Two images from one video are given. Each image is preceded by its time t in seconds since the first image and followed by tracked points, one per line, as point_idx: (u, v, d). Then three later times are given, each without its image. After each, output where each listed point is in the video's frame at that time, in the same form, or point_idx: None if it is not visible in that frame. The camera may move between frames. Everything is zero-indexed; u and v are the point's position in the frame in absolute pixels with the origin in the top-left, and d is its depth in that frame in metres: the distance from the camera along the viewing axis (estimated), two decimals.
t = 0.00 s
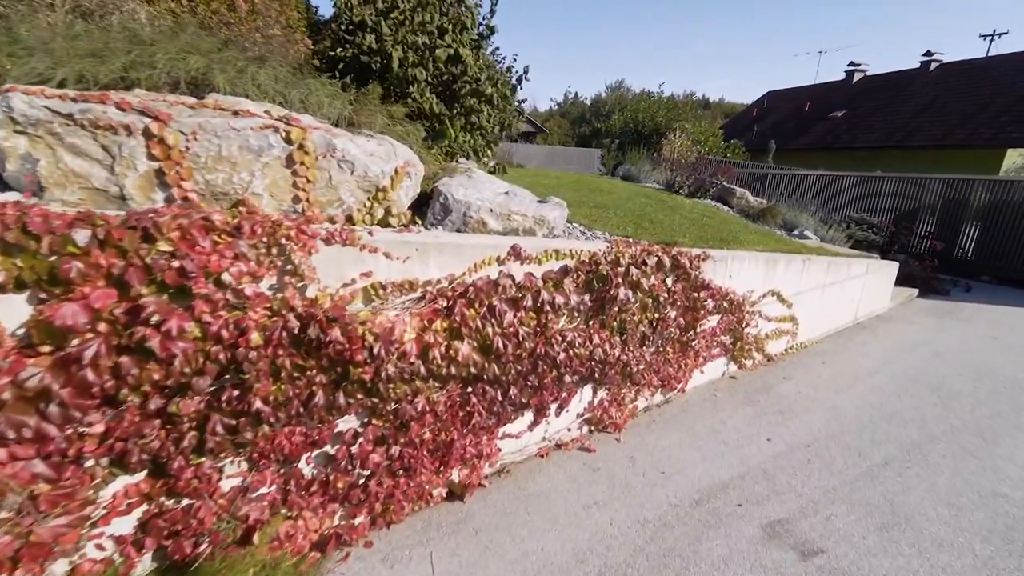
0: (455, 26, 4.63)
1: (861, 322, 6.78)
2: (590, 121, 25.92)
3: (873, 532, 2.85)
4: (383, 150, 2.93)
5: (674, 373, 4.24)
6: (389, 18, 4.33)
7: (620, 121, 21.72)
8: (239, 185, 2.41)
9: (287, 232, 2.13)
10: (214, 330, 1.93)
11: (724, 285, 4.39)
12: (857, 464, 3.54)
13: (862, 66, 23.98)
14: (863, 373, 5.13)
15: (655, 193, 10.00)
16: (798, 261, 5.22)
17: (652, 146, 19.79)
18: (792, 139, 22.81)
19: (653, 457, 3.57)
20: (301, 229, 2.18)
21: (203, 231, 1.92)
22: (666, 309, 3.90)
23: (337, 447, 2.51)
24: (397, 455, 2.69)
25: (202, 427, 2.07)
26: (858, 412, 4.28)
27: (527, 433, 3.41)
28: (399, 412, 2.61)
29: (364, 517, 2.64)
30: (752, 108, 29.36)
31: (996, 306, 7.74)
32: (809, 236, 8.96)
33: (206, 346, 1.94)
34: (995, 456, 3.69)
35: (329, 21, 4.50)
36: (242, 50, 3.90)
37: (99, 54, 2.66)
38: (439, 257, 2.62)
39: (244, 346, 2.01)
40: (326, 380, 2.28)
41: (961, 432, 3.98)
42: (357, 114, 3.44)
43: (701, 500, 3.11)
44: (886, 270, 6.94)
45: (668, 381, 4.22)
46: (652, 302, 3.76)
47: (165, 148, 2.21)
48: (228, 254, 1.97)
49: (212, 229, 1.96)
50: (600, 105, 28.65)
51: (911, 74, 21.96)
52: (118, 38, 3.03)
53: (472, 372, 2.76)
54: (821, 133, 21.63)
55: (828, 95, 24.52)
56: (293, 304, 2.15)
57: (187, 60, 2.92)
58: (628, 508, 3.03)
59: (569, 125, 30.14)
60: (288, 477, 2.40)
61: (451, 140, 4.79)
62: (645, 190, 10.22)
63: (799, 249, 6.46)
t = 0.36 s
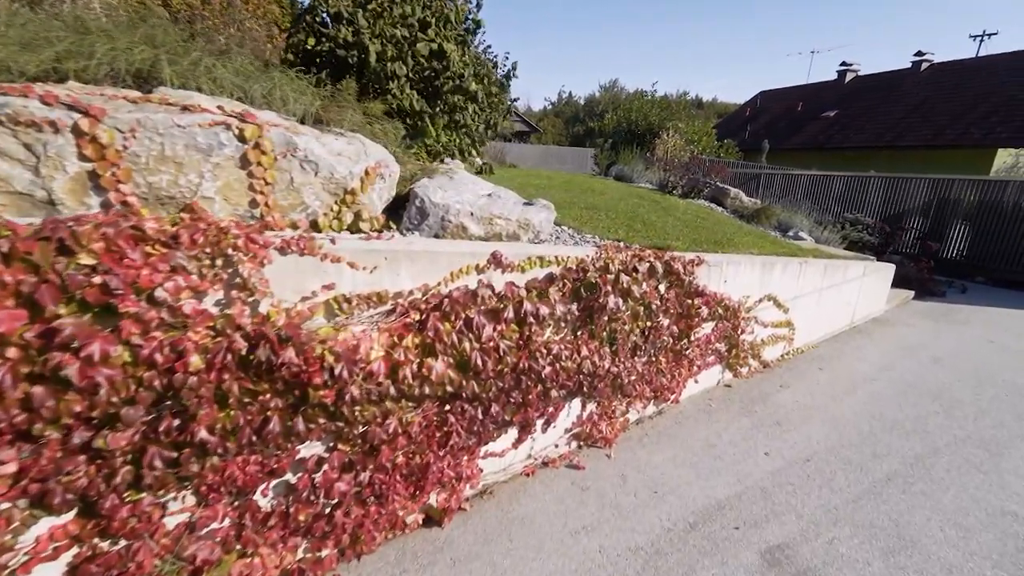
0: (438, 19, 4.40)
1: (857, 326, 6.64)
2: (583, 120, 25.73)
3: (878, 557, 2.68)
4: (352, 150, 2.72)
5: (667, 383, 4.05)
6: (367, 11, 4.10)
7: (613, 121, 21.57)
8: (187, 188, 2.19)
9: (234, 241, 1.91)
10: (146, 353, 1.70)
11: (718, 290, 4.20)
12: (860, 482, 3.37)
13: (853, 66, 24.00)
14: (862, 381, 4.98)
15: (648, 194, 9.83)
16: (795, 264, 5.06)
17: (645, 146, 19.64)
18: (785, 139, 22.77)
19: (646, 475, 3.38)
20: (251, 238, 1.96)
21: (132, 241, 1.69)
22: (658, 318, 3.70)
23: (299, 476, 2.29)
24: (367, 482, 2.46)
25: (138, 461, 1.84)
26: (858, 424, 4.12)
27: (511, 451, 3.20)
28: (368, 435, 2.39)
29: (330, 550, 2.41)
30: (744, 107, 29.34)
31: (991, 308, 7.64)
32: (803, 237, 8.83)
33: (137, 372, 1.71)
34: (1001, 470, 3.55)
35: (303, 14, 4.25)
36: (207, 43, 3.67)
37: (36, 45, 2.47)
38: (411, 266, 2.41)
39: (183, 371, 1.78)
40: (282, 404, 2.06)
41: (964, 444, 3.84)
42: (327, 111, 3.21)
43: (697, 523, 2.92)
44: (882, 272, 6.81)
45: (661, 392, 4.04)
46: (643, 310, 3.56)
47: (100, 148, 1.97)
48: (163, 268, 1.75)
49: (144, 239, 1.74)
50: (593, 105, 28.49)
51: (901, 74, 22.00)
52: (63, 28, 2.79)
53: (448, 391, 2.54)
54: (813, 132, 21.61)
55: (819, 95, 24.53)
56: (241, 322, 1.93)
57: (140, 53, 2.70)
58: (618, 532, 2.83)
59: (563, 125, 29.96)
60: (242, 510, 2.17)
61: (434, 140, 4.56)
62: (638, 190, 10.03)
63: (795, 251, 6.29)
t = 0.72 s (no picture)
0: (424, 11, 4.13)
1: (857, 331, 6.47)
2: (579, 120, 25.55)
3: None
4: (320, 149, 2.50)
5: (662, 395, 3.84)
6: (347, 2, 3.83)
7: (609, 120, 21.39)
8: (127, 191, 1.95)
9: (171, 252, 1.69)
10: (62, 381, 1.47)
11: (716, 296, 4.00)
12: (867, 502, 3.20)
13: (849, 66, 23.92)
14: (865, 390, 4.81)
15: (644, 194, 9.65)
16: (796, 268, 4.88)
17: (641, 146, 19.48)
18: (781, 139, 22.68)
19: (641, 495, 3.17)
20: (191, 247, 1.74)
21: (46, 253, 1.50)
22: (653, 326, 3.49)
23: (255, 508, 2.07)
24: (333, 513, 2.24)
25: (60, 502, 1.61)
26: (862, 438, 3.95)
27: (496, 471, 2.99)
28: (333, 462, 2.17)
29: None
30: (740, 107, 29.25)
31: (993, 312, 7.50)
32: (801, 238, 8.66)
33: (53, 403, 1.48)
34: (1014, 488, 3.40)
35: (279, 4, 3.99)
36: (172, 34, 3.43)
37: None
38: (381, 276, 2.19)
39: (108, 400, 1.55)
40: (231, 433, 1.84)
41: (973, 460, 3.69)
42: (298, 107, 2.98)
43: (695, 550, 2.73)
44: (883, 275, 6.64)
45: (656, 404, 3.83)
46: (637, 319, 3.35)
47: (23, 145, 1.69)
48: (84, 282, 1.53)
49: (61, 250, 1.52)
50: (589, 104, 28.32)
51: (897, 74, 21.93)
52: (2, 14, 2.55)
53: (424, 412, 2.32)
54: (809, 132, 21.51)
55: (815, 95, 24.44)
56: (179, 343, 1.70)
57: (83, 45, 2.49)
58: (609, 561, 2.63)
59: (558, 125, 29.78)
60: (190, 549, 1.95)
61: (418, 139, 4.35)
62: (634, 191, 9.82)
63: (794, 254, 6.10)
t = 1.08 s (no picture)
0: None
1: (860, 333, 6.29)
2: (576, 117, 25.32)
3: None
4: (283, 143, 2.29)
5: (658, 404, 3.64)
6: None
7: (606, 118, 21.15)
8: (55, 190, 1.71)
9: (93, 260, 1.48)
10: None
11: (715, 300, 3.80)
12: (876, 522, 3.00)
13: (849, 64, 23.72)
14: (869, 396, 4.62)
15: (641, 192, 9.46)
16: (798, 270, 4.69)
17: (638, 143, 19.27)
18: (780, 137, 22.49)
19: (635, 514, 2.97)
20: (118, 254, 1.52)
21: None
22: (649, 333, 3.29)
23: (205, 543, 1.86)
24: (295, 546, 2.03)
25: None
26: (869, 449, 3.76)
27: (479, 490, 2.79)
28: (293, 491, 1.95)
29: None
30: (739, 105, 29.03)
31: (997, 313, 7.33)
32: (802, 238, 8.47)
33: None
34: None
35: None
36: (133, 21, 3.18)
37: None
38: (346, 284, 1.97)
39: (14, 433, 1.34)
40: (170, 463, 1.63)
41: (986, 472, 3.51)
42: (263, 100, 2.73)
43: None
44: (886, 276, 6.45)
45: (652, 414, 3.63)
46: (632, 326, 3.14)
47: None
48: None
49: None
50: (587, 102, 28.08)
51: (896, 71, 21.74)
52: None
53: (395, 433, 2.10)
54: (808, 130, 21.33)
55: (814, 92, 24.25)
56: (103, 365, 1.48)
57: (18, 29, 2.25)
58: None
59: (556, 122, 29.53)
60: None
61: (402, 135, 4.13)
62: (631, 189, 9.59)
63: (796, 255, 5.89)
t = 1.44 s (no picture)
0: None
1: (862, 328, 6.12)
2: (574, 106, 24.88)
3: None
4: (237, 131, 2.07)
5: (654, 408, 3.46)
6: None
7: (604, 106, 20.77)
8: None
9: None
10: None
11: (715, 298, 3.61)
12: (884, 534, 2.84)
13: (851, 51, 23.31)
14: (874, 397, 4.46)
15: (639, 183, 9.21)
16: (801, 265, 4.49)
17: (637, 132, 18.93)
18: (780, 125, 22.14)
19: (629, 528, 2.80)
20: (24, 260, 1.30)
21: None
22: (644, 334, 3.09)
23: None
24: None
25: None
26: (875, 454, 3.60)
27: (463, 504, 2.61)
28: (249, 518, 1.75)
29: None
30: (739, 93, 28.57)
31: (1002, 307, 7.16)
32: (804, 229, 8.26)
33: None
34: None
35: None
36: None
37: None
38: (305, 289, 1.76)
39: None
40: (99, 496, 1.43)
41: (997, 478, 3.36)
42: (218, 84, 2.44)
43: None
44: (890, 270, 6.27)
45: (648, 419, 3.46)
46: (627, 328, 2.95)
47: None
48: None
49: None
50: (585, 90, 27.60)
51: (900, 58, 21.34)
52: None
53: (365, 453, 1.90)
54: (809, 118, 20.98)
55: (815, 80, 23.85)
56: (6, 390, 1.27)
57: None
58: None
59: (554, 111, 29.07)
60: None
61: (386, 124, 3.88)
62: (628, 180, 9.31)
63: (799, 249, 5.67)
